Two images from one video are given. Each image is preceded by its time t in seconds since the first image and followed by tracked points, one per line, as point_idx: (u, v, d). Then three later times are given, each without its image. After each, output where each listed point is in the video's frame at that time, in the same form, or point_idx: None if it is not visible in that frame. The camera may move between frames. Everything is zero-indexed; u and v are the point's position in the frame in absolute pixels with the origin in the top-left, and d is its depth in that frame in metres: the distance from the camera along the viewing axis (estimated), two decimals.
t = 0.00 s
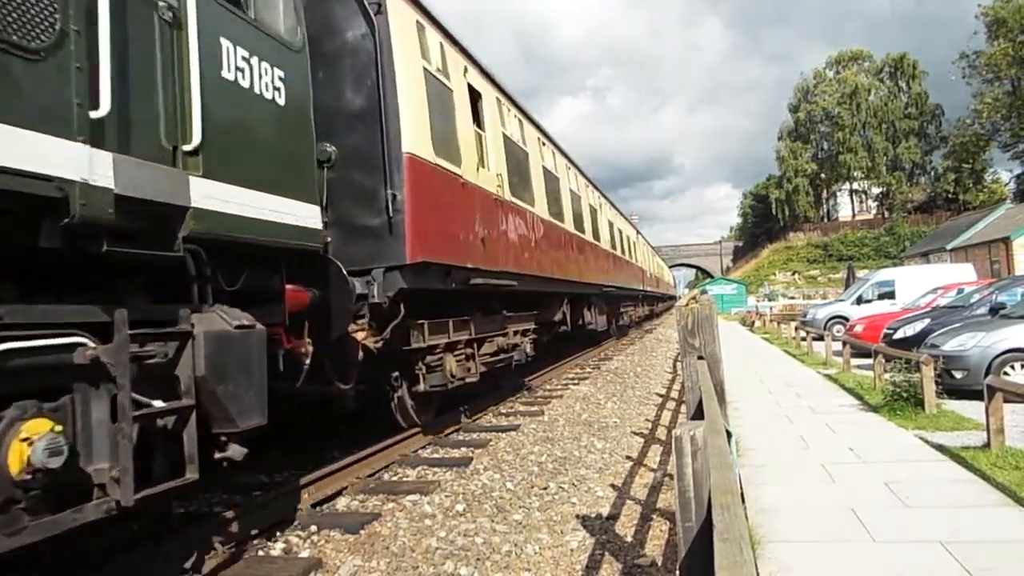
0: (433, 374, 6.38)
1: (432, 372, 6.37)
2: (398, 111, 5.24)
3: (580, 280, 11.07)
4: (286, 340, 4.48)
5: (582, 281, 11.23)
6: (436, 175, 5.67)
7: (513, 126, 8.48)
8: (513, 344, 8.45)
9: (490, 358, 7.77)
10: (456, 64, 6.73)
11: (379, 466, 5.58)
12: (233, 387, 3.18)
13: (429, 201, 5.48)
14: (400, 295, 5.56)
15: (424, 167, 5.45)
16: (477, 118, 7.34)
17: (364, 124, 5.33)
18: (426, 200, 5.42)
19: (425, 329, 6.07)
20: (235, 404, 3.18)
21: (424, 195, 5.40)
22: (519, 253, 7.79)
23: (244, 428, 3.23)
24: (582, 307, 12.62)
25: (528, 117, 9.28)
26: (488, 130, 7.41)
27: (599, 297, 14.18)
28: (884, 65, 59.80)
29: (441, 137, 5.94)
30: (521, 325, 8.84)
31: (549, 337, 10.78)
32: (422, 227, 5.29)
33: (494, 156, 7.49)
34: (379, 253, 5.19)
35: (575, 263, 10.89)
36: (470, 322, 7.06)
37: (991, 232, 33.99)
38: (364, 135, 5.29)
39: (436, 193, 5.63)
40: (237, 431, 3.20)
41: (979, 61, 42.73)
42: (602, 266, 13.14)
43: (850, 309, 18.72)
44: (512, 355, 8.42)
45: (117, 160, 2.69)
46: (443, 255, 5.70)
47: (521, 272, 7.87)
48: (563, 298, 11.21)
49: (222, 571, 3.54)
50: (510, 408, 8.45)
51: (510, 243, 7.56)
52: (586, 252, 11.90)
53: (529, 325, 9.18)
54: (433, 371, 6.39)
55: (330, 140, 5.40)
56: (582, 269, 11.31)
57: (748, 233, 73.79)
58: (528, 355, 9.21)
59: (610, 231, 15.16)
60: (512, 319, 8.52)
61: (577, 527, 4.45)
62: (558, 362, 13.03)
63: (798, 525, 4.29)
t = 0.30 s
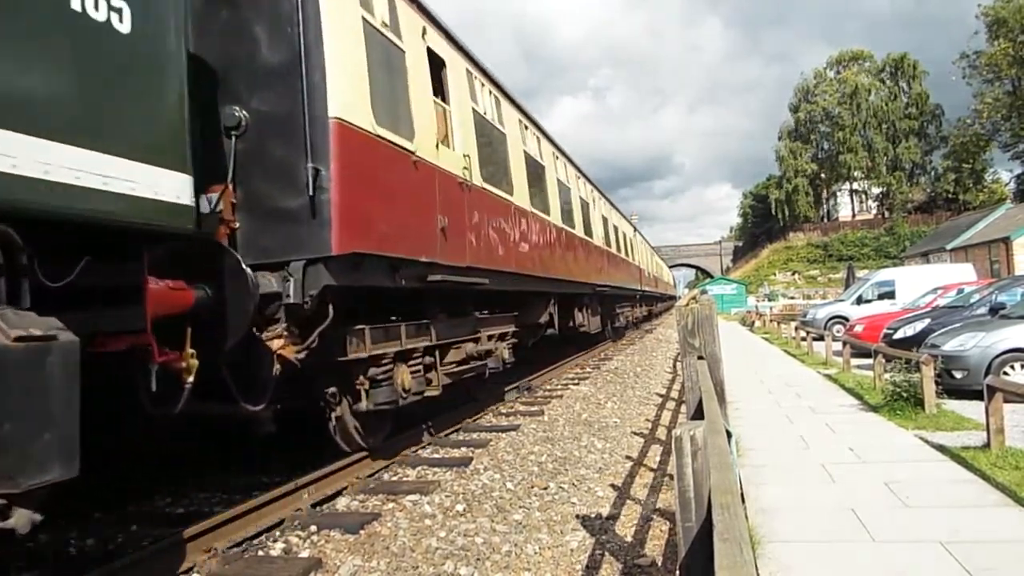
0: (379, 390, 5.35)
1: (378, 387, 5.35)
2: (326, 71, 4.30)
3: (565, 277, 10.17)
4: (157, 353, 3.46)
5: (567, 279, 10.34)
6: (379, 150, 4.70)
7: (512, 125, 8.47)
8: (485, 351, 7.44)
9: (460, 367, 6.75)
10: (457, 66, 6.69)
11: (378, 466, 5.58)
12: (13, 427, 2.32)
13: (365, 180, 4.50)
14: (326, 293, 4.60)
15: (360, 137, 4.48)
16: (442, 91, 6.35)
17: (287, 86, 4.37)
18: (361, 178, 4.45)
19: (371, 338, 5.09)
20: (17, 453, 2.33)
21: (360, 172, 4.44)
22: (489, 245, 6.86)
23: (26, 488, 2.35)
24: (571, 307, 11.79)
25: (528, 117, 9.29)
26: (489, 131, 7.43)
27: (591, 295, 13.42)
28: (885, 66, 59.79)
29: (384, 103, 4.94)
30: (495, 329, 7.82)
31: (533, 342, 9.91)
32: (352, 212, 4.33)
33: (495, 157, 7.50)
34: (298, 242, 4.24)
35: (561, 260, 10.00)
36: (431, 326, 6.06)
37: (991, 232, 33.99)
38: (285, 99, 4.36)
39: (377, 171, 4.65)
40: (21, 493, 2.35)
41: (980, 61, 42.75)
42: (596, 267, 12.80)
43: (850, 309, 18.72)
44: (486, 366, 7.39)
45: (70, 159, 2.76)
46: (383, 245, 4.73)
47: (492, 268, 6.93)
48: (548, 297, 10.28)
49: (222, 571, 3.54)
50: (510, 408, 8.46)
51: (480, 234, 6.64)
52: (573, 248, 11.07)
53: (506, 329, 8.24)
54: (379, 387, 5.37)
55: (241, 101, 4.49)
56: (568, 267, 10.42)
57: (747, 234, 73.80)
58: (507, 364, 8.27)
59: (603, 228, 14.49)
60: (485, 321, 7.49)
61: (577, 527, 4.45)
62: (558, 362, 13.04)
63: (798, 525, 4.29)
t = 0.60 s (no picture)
0: (297, 413, 4.34)
1: (297, 410, 4.34)
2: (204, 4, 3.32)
3: (551, 275, 9.35)
4: None
5: (553, 278, 9.54)
6: (281, 108, 3.70)
7: (512, 125, 8.47)
8: (451, 360, 6.46)
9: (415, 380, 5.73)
10: (457, 66, 6.70)
11: (378, 466, 5.57)
12: None
13: (256, 143, 3.49)
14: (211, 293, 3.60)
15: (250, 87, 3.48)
16: (390, 52, 5.42)
17: (153, 23, 3.40)
18: (250, 140, 3.45)
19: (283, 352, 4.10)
20: None
21: (249, 132, 3.44)
22: (444, 233, 5.76)
23: None
24: (565, 307, 11.05)
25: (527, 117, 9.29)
26: (489, 131, 7.43)
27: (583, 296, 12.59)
28: (885, 66, 59.77)
29: (303, 56, 4.02)
30: (460, 334, 6.82)
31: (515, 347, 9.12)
32: (234, 183, 3.32)
33: (494, 157, 7.50)
34: (168, 224, 3.29)
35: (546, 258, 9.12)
36: (374, 333, 5.09)
37: (990, 232, 34.00)
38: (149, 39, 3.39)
39: (277, 135, 3.66)
40: None
41: (979, 61, 42.74)
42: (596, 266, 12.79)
43: (850, 309, 18.73)
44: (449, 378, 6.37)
45: None
46: (287, 228, 3.70)
47: (452, 264, 5.90)
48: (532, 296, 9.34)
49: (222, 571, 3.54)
50: (510, 408, 8.46)
51: (442, 224, 5.71)
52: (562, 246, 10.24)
53: (479, 333, 7.30)
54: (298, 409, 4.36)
55: (95, 41, 3.49)
56: (554, 265, 9.55)
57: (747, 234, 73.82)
58: (479, 374, 7.27)
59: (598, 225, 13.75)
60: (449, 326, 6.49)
61: (577, 527, 4.45)
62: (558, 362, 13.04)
63: (798, 525, 4.29)
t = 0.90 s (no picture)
0: (162, 451, 3.20)
1: (164, 447, 3.21)
2: None
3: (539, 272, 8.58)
4: None
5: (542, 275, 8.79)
6: (134, 46, 2.74)
7: (513, 126, 8.48)
8: (401, 373, 5.25)
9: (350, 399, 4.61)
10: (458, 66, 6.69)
11: (379, 466, 5.57)
12: None
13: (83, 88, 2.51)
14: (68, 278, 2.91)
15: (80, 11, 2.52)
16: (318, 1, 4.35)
17: None
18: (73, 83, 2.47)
19: (138, 375, 2.98)
20: None
21: (69, 73, 2.46)
22: (436, 239, 5.49)
23: None
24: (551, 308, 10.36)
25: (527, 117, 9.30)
26: (489, 132, 7.43)
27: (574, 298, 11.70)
28: (885, 66, 59.75)
29: None
30: (418, 340, 5.63)
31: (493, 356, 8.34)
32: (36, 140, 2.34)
33: (494, 157, 7.50)
34: None
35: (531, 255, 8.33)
36: (290, 342, 3.98)
37: (990, 232, 34.00)
38: None
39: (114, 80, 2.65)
40: None
41: (979, 60, 42.71)
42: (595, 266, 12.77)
43: (850, 309, 18.74)
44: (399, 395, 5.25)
45: None
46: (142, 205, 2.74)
47: (427, 258, 5.29)
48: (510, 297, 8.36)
49: (222, 571, 3.54)
50: (510, 408, 8.46)
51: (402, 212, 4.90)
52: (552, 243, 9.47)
53: (442, 337, 6.08)
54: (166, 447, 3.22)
55: None
56: (541, 262, 8.74)
57: (747, 234, 73.86)
58: (444, 389, 6.16)
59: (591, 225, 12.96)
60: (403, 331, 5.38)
61: (577, 527, 4.45)
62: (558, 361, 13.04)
63: (798, 525, 4.29)
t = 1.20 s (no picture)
0: None
1: None
2: None
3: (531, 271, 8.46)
4: None
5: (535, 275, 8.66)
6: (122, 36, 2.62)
7: (511, 126, 8.49)
8: (329, 392, 4.22)
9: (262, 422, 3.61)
10: (456, 66, 6.68)
11: (379, 466, 5.57)
12: None
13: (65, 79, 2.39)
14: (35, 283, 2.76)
15: None
16: None
17: None
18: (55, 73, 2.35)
19: None
20: None
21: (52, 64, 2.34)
22: (428, 237, 5.38)
23: None
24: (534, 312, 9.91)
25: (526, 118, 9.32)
26: (488, 133, 7.45)
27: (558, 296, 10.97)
28: (885, 66, 59.76)
29: None
30: (359, 350, 4.64)
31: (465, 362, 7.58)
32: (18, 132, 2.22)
33: (494, 157, 7.50)
34: None
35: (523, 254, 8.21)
36: (150, 358, 2.92)
37: (990, 232, 34.02)
38: None
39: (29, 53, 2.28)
40: None
41: (979, 60, 42.79)
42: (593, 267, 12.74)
43: (850, 309, 18.76)
44: (327, 417, 4.23)
45: None
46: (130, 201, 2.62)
47: (420, 257, 5.19)
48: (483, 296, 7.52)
49: (221, 571, 3.54)
50: (510, 408, 8.46)
51: (394, 211, 4.79)
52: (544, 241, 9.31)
53: (392, 346, 5.12)
54: None
55: None
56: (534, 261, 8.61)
57: (747, 234, 73.90)
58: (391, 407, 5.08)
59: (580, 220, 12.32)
60: (336, 339, 4.39)
61: (577, 527, 4.45)
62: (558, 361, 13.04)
63: (798, 525, 4.29)
